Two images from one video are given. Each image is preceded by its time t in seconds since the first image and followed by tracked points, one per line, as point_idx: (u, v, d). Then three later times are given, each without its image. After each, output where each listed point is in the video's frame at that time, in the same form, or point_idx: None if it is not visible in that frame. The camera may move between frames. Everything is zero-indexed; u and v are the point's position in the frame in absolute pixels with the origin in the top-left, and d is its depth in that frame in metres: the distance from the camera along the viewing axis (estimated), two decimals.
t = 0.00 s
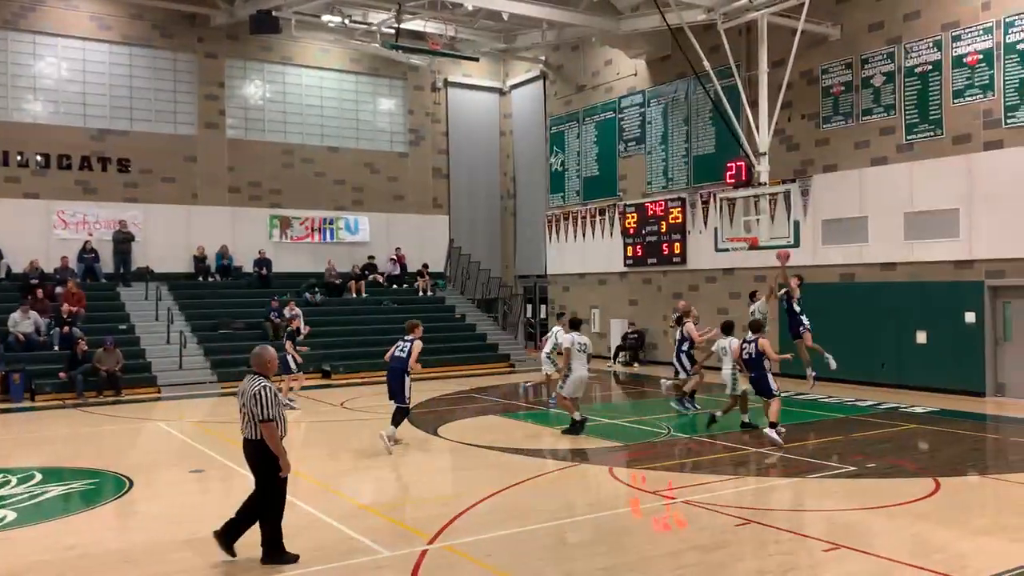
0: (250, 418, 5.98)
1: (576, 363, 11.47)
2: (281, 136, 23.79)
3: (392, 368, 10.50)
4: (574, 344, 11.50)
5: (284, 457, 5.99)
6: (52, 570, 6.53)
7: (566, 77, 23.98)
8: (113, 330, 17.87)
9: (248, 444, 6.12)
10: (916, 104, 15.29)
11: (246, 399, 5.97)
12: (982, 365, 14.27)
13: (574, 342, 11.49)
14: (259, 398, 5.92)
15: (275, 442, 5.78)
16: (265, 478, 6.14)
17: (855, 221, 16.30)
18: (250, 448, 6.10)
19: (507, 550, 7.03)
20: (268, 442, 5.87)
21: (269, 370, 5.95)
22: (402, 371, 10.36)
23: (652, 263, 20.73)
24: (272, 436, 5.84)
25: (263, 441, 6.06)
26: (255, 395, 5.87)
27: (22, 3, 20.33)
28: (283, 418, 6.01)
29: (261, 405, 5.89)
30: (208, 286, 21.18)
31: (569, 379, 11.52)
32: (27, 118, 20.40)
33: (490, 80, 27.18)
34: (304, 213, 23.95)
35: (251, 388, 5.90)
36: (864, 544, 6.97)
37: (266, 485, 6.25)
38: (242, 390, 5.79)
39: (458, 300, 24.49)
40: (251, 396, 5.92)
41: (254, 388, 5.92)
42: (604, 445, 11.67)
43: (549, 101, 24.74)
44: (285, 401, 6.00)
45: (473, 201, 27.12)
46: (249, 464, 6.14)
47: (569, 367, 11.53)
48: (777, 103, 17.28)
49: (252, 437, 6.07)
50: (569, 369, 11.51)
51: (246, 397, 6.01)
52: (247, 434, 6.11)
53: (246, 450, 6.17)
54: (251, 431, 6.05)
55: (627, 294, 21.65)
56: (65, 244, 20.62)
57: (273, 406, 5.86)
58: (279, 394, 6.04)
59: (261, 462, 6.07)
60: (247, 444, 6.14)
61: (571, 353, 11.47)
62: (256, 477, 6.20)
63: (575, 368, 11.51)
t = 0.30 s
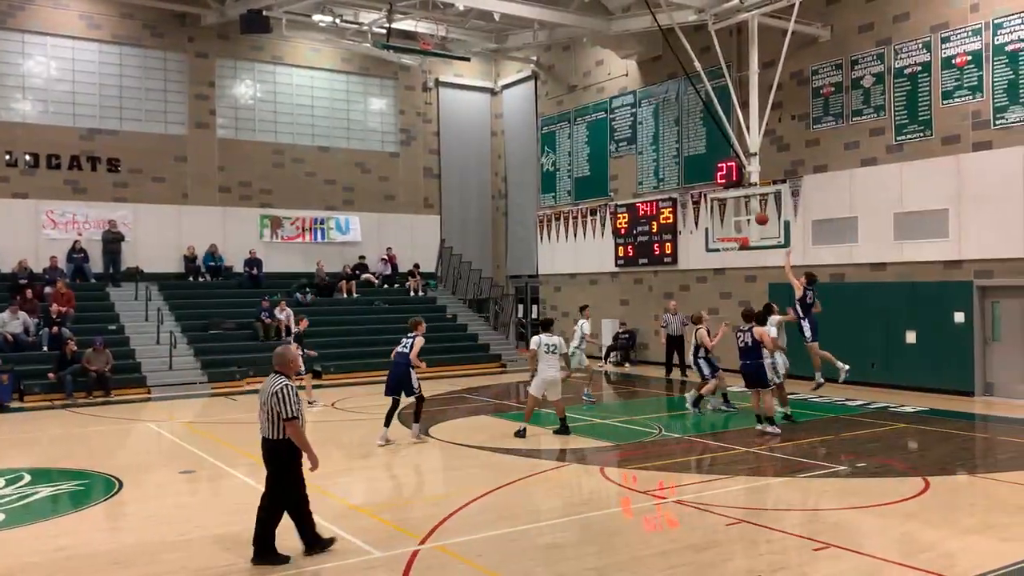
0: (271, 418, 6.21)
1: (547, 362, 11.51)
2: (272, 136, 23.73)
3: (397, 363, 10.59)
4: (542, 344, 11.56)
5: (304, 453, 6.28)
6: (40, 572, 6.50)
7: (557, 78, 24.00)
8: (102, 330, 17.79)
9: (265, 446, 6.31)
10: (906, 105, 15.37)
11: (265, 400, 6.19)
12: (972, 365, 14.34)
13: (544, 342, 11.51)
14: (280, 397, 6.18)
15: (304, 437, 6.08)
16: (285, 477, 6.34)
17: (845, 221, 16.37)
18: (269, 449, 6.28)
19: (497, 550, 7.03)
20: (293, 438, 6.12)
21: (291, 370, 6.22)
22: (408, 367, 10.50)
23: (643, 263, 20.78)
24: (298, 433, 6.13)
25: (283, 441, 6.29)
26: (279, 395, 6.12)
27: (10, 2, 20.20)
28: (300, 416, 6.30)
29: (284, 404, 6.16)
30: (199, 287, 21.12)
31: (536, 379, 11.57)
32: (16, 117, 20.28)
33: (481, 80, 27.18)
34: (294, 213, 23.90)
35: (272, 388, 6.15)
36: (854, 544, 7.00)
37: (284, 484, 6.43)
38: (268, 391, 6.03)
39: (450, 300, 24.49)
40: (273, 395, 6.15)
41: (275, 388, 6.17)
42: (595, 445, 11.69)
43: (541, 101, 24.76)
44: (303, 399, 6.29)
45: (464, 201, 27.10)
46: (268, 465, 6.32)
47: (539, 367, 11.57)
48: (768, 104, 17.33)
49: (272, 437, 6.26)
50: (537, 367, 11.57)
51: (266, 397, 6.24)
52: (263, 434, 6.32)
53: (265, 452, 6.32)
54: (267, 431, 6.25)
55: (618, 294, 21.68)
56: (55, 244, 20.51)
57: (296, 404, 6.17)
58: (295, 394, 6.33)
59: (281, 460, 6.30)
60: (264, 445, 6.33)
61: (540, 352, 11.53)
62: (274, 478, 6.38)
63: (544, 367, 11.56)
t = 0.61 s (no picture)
0: (304, 417, 6.16)
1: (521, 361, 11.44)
2: (267, 136, 23.69)
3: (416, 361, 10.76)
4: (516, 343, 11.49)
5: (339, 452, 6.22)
6: (33, 573, 6.48)
7: (553, 78, 24.01)
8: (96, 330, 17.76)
9: (297, 445, 6.27)
10: (901, 106, 15.40)
11: (296, 400, 6.16)
12: (966, 365, 14.37)
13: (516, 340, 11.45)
14: (311, 396, 6.14)
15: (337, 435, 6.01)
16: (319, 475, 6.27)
17: (840, 221, 16.40)
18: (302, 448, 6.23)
19: (493, 550, 7.02)
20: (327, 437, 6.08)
21: (321, 369, 6.19)
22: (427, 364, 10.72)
23: (639, 263, 20.80)
24: (332, 431, 6.07)
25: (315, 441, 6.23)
26: (310, 394, 6.09)
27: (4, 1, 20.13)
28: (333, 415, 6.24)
29: (316, 403, 6.11)
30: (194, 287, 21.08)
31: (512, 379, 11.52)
32: (10, 117, 20.22)
33: (477, 80, 27.18)
34: (290, 213, 23.86)
35: (304, 387, 6.11)
36: (849, 544, 7.01)
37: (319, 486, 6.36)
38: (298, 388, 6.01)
39: (446, 301, 24.49)
40: (304, 396, 6.12)
41: (308, 387, 6.14)
42: (592, 446, 11.70)
43: (536, 101, 24.76)
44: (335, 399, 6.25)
45: (461, 201, 27.08)
46: (301, 465, 6.27)
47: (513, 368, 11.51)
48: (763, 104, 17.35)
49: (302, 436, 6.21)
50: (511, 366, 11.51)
51: (297, 397, 6.20)
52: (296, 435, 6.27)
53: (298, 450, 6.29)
54: (300, 431, 6.20)
55: (614, 294, 21.70)
56: (49, 244, 20.45)
57: (328, 403, 6.12)
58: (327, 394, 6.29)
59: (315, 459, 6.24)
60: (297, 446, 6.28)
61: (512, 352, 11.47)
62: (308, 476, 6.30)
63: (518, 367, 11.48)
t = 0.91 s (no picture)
0: (337, 413, 6.22)
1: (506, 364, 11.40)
2: (265, 136, 23.68)
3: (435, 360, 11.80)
4: (502, 345, 11.44)
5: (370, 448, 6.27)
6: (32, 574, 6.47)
7: (551, 78, 24.02)
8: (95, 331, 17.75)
9: (331, 442, 6.28)
10: (898, 107, 15.41)
11: (329, 395, 6.21)
12: (964, 366, 14.39)
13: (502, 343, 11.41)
14: (344, 392, 6.20)
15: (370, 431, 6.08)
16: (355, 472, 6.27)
17: (838, 222, 16.42)
18: (335, 445, 6.25)
19: (491, 551, 7.02)
20: (359, 432, 6.13)
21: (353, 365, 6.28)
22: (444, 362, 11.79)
23: (636, 263, 20.81)
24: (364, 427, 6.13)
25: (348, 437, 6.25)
26: (345, 389, 6.15)
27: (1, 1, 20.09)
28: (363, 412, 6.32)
29: (350, 398, 6.18)
30: (192, 287, 21.08)
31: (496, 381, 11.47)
32: (8, 117, 20.19)
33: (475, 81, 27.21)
34: (287, 214, 23.85)
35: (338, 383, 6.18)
36: (847, 544, 7.01)
37: (352, 480, 6.35)
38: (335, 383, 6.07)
39: (444, 301, 24.50)
40: (338, 391, 6.18)
41: (341, 382, 6.20)
42: (590, 446, 11.71)
43: (535, 102, 24.76)
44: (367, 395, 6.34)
45: (459, 202, 27.08)
46: (336, 461, 6.27)
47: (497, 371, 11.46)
48: (761, 104, 17.36)
49: (335, 432, 6.24)
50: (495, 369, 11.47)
51: (329, 392, 6.25)
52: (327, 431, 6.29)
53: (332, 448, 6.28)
54: (332, 427, 6.24)
55: (612, 295, 21.72)
56: (47, 245, 20.42)
57: (361, 399, 6.20)
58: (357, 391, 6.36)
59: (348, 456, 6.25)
60: (328, 440, 6.31)
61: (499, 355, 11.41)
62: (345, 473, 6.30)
63: (502, 370, 11.45)
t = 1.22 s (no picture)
0: (378, 416, 6.18)
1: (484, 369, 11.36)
2: (264, 136, 23.68)
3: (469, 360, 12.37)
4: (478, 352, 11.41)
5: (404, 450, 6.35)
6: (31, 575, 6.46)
7: (550, 78, 24.02)
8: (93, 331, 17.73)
9: (367, 445, 6.24)
10: (897, 107, 15.42)
11: (371, 398, 6.17)
12: (964, 366, 14.40)
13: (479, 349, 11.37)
14: (387, 395, 6.20)
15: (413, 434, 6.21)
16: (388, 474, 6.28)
17: (837, 222, 16.44)
18: (372, 448, 6.24)
19: (491, 551, 7.03)
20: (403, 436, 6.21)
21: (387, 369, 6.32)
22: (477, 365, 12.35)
23: (636, 264, 20.81)
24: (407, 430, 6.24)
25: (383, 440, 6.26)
26: (390, 393, 6.17)
27: None
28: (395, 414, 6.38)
29: (392, 402, 6.21)
30: (191, 287, 21.09)
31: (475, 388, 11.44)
32: (7, 118, 20.18)
33: (474, 81, 27.23)
34: (287, 214, 23.86)
35: (382, 387, 6.16)
36: (847, 544, 7.02)
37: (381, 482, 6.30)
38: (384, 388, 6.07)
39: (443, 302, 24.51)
40: (380, 395, 6.17)
41: (384, 386, 6.19)
42: (590, 446, 11.73)
43: (534, 103, 24.77)
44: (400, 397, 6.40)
45: (458, 202, 27.09)
46: (371, 464, 6.25)
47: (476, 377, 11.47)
48: (761, 104, 17.36)
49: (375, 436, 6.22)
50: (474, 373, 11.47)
51: (367, 396, 6.19)
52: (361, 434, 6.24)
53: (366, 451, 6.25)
54: (370, 430, 6.21)
55: (611, 295, 21.73)
56: (46, 245, 20.41)
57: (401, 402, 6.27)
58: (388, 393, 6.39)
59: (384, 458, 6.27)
60: (362, 443, 6.25)
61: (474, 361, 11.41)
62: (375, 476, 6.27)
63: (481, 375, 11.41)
